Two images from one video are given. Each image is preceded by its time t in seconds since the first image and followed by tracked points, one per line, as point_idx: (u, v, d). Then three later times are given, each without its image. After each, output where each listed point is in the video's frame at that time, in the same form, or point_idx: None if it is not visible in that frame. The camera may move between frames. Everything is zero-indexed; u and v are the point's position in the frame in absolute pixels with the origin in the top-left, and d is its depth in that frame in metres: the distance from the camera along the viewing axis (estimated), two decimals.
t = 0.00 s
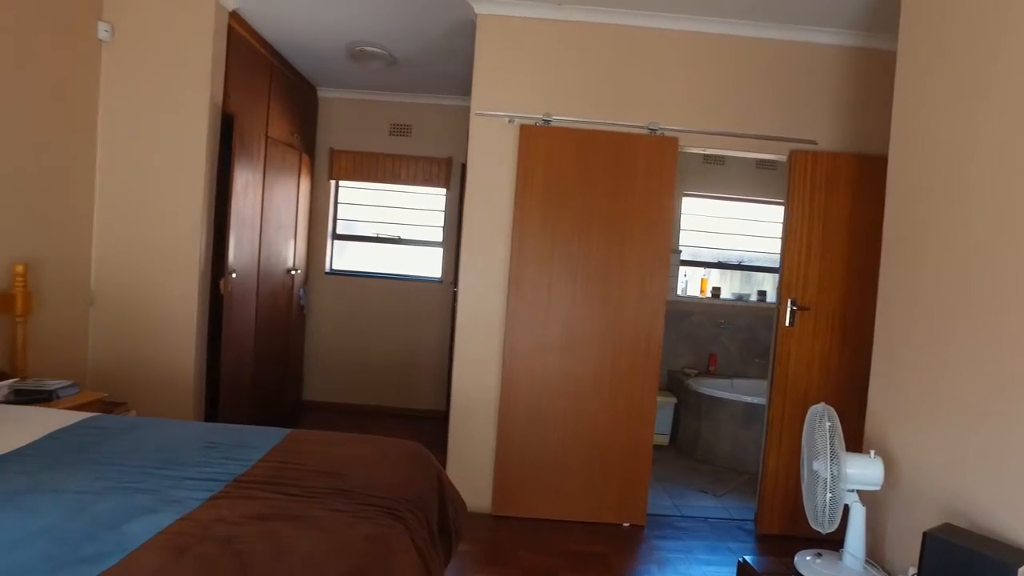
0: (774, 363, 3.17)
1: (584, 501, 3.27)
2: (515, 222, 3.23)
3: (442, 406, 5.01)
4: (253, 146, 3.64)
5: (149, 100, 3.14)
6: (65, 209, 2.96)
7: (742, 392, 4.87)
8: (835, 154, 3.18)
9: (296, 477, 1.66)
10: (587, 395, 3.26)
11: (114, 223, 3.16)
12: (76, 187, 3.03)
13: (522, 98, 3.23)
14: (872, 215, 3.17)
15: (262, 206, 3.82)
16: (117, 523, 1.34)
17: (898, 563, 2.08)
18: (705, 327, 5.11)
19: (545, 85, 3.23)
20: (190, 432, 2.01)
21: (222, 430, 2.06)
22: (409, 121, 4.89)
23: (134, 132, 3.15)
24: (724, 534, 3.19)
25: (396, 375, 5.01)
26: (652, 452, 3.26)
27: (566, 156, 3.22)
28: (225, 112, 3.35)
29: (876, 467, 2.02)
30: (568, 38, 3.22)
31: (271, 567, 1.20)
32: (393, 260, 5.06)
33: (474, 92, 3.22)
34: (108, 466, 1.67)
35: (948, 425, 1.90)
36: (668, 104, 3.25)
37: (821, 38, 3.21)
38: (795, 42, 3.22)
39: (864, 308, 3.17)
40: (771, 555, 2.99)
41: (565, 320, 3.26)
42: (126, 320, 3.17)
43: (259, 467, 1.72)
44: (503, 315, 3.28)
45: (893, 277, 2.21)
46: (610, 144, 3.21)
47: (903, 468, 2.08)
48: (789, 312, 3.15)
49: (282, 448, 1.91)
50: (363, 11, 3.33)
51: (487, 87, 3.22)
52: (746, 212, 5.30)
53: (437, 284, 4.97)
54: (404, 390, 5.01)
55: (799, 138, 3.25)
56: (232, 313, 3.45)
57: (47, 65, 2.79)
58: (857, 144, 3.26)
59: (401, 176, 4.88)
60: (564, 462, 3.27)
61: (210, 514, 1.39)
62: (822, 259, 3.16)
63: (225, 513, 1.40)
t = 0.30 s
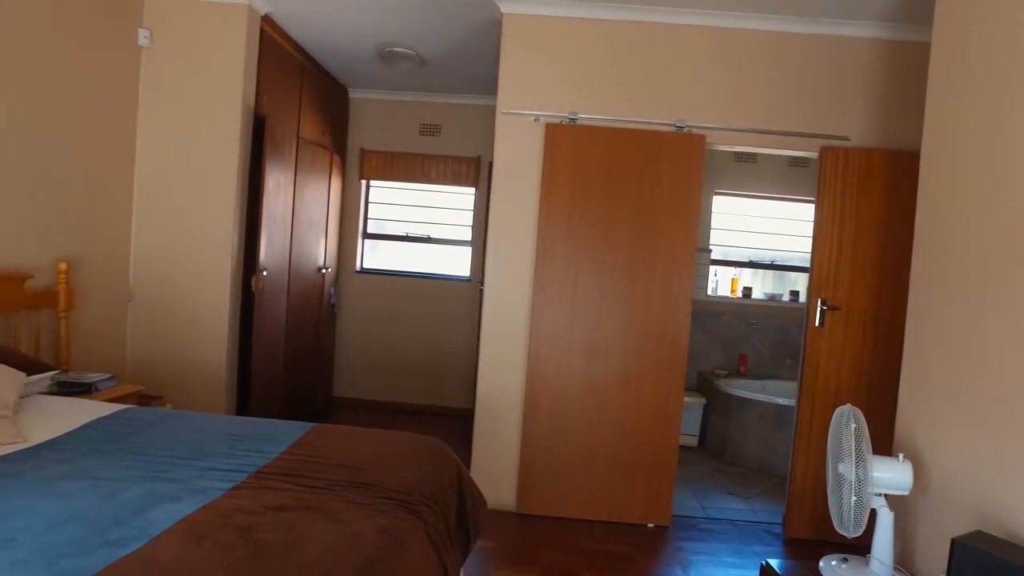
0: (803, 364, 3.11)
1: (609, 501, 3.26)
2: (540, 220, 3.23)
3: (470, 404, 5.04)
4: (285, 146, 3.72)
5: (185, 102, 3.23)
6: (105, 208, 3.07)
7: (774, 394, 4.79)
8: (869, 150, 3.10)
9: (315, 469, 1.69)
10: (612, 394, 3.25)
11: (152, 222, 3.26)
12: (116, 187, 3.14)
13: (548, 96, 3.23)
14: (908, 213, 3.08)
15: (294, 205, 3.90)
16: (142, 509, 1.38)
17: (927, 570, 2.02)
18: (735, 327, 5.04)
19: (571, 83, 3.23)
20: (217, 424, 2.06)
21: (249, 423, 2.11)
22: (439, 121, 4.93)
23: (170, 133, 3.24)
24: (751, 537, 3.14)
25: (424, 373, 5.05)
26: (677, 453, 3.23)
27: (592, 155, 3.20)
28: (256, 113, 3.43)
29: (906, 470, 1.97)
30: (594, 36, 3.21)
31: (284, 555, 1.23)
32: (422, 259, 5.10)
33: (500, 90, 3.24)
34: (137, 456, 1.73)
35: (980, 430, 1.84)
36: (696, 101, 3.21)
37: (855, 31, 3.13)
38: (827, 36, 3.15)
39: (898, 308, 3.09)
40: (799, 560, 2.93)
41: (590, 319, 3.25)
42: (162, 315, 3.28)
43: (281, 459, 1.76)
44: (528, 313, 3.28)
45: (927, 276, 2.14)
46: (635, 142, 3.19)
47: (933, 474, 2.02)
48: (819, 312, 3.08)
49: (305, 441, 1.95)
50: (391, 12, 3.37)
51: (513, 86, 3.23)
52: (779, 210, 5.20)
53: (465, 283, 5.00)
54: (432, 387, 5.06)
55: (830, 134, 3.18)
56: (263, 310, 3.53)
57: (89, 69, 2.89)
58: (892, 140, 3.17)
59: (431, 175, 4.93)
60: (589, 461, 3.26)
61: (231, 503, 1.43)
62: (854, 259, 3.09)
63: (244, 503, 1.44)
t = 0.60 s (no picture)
0: (829, 366, 3.03)
1: (627, 503, 3.21)
2: (559, 219, 3.20)
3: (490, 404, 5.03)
4: (306, 146, 3.74)
5: (208, 102, 3.27)
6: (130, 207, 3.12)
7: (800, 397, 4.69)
8: (898, 147, 3.01)
9: (325, 468, 1.69)
10: (631, 395, 3.20)
11: (176, 221, 3.30)
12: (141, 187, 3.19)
13: (567, 94, 3.20)
14: (940, 211, 2.98)
15: (315, 204, 3.92)
16: (152, 505, 1.39)
17: None
18: (760, 328, 4.94)
19: (590, 80, 3.19)
20: (232, 421, 2.08)
21: (264, 421, 2.12)
22: (460, 120, 4.93)
23: (193, 134, 3.29)
24: (773, 542, 3.07)
25: (445, 372, 5.05)
26: (698, 456, 3.18)
27: (612, 152, 3.16)
28: (277, 114, 3.46)
29: (934, 477, 1.90)
30: (615, 32, 3.17)
31: (288, 554, 1.22)
32: (443, 258, 5.11)
33: (519, 89, 3.22)
34: (152, 452, 1.74)
35: (1012, 437, 1.77)
36: (719, 97, 3.15)
37: (884, 25, 3.04)
38: (855, 30, 3.07)
39: (929, 310, 2.99)
40: (823, 567, 2.86)
41: (609, 319, 3.21)
42: (185, 313, 3.32)
43: (292, 457, 1.76)
44: (546, 313, 3.26)
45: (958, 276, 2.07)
46: (655, 139, 3.14)
47: (963, 482, 1.95)
48: (845, 313, 3.00)
49: (317, 439, 1.95)
50: (411, 11, 3.37)
51: (532, 83, 3.20)
52: (806, 209, 5.08)
53: (486, 282, 4.99)
54: (453, 387, 5.06)
55: (858, 130, 3.09)
56: (283, 308, 3.56)
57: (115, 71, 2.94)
58: (923, 136, 3.07)
59: (452, 175, 4.93)
60: (607, 463, 3.22)
61: (240, 500, 1.44)
62: (882, 258, 3.00)
63: (252, 500, 1.44)
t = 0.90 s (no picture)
0: (856, 370, 2.94)
1: (647, 508, 3.15)
2: (578, 218, 3.15)
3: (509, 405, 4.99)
4: (325, 145, 3.74)
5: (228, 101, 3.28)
6: (151, 206, 3.14)
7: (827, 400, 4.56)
8: (930, 142, 2.90)
9: (333, 469, 1.66)
10: (651, 397, 3.14)
11: (196, 220, 3.32)
12: (162, 186, 3.21)
13: (586, 90, 3.15)
14: (975, 209, 2.86)
15: (334, 203, 3.92)
16: (157, 505, 1.38)
17: None
18: (786, 330, 4.83)
19: (610, 76, 3.13)
20: (244, 420, 2.06)
21: (275, 420, 2.11)
22: (480, 119, 4.90)
23: (213, 133, 3.30)
24: (798, 550, 2.98)
25: (464, 373, 5.03)
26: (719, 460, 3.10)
27: (632, 149, 3.10)
28: (296, 112, 3.46)
29: (970, 488, 1.80)
30: (635, 27, 3.10)
31: (290, 557, 1.19)
32: (463, 257, 5.08)
33: (537, 85, 3.17)
34: (162, 450, 1.73)
35: None
36: (742, 92, 3.07)
37: (915, 16, 2.94)
38: (884, 21, 2.97)
39: (963, 312, 2.87)
40: None
41: (629, 319, 3.15)
42: (205, 311, 3.34)
43: (301, 458, 1.74)
44: (564, 312, 3.20)
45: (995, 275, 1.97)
46: (677, 136, 3.07)
47: (1000, 492, 1.86)
48: (873, 315, 2.90)
49: (327, 440, 1.92)
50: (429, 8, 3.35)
51: (551, 80, 3.16)
52: (834, 208, 4.95)
53: (506, 282, 4.96)
54: (472, 387, 5.03)
55: (889, 126, 2.99)
56: (301, 307, 3.56)
57: (136, 71, 2.96)
58: (957, 130, 2.96)
59: (472, 174, 4.90)
60: (626, 466, 3.16)
61: (245, 501, 1.41)
62: (913, 258, 2.89)
63: (257, 501, 1.41)
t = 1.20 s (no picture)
0: (890, 375, 2.83)
1: (670, 514, 3.08)
2: (601, 218, 3.10)
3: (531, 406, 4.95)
4: (348, 145, 3.74)
5: (252, 102, 3.30)
6: (177, 207, 3.17)
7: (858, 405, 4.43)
8: (970, 138, 2.78)
9: (347, 471, 1.65)
10: (675, 400, 3.07)
11: (220, 220, 3.35)
12: (188, 186, 3.25)
13: (610, 88, 3.09)
14: (1017, 207, 2.74)
15: (357, 203, 3.92)
16: (169, 506, 1.37)
17: None
18: (816, 332, 4.70)
19: (634, 73, 3.08)
20: (261, 421, 2.06)
21: (292, 421, 2.10)
22: (503, 118, 4.87)
23: (237, 133, 3.32)
24: (828, 560, 2.89)
25: (487, 373, 5.00)
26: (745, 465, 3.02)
27: (656, 147, 3.03)
28: (319, 113, 3.47)
29: (1013, 503, 1.71)
30: (660, 22, 3.04)
31: (297, 563, 1.17)
32: (486, 257, 5.05)
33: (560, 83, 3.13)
34: (178, 450, 1.73)
35: None
36: (771, 88, 2.99)
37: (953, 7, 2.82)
38: (920, 13, 2.86)
39: (1004, 315, 2.75)
40: None
41: (653, 320, 3.09)
42: (228, 310, 3.36)
43: (315, 460, 1.72)
44: (587, 313, 3.16)
45: None
46: (703, 134, 3.00)
47: None
48: (908, 318, 2.80)
49: (342, 442, 1.91)
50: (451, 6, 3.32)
51: (574, 77, 3.11)
52: (866, 207, 4.81)
53: (530, 282, 4.92)
54: (495, 388, 5.00)
55: (926, 121, 2.88)
56: (323, 307, 3.57)
57: (162, 72, 2.99)
58: (998, 126, 2.83)
59: (496, 173, 4.87)
60: (648, 471, 3.09)
61: (257, 504, 1.40)
62: (951, 259, 2.78)
63: (268, 504, 1.40)
